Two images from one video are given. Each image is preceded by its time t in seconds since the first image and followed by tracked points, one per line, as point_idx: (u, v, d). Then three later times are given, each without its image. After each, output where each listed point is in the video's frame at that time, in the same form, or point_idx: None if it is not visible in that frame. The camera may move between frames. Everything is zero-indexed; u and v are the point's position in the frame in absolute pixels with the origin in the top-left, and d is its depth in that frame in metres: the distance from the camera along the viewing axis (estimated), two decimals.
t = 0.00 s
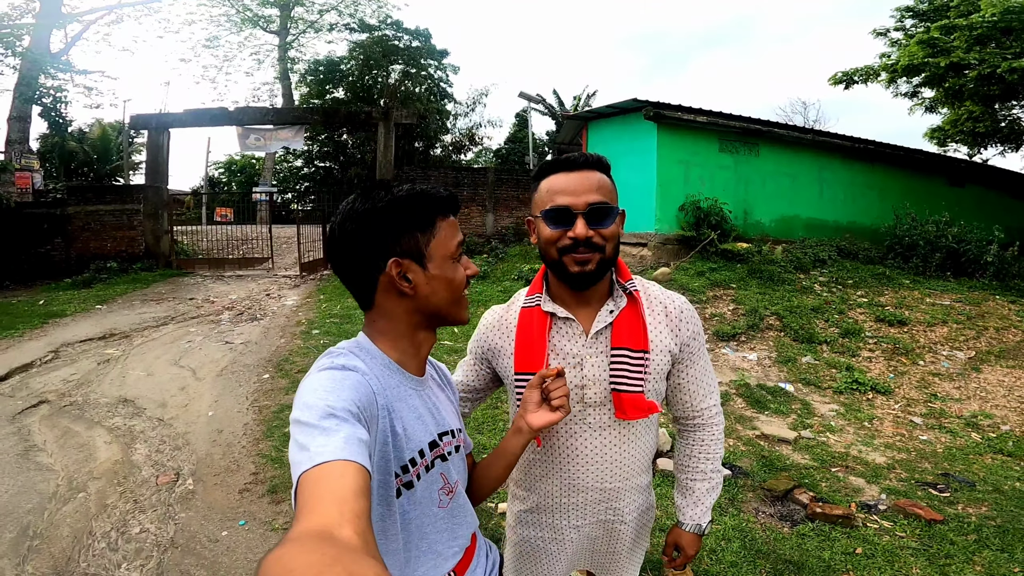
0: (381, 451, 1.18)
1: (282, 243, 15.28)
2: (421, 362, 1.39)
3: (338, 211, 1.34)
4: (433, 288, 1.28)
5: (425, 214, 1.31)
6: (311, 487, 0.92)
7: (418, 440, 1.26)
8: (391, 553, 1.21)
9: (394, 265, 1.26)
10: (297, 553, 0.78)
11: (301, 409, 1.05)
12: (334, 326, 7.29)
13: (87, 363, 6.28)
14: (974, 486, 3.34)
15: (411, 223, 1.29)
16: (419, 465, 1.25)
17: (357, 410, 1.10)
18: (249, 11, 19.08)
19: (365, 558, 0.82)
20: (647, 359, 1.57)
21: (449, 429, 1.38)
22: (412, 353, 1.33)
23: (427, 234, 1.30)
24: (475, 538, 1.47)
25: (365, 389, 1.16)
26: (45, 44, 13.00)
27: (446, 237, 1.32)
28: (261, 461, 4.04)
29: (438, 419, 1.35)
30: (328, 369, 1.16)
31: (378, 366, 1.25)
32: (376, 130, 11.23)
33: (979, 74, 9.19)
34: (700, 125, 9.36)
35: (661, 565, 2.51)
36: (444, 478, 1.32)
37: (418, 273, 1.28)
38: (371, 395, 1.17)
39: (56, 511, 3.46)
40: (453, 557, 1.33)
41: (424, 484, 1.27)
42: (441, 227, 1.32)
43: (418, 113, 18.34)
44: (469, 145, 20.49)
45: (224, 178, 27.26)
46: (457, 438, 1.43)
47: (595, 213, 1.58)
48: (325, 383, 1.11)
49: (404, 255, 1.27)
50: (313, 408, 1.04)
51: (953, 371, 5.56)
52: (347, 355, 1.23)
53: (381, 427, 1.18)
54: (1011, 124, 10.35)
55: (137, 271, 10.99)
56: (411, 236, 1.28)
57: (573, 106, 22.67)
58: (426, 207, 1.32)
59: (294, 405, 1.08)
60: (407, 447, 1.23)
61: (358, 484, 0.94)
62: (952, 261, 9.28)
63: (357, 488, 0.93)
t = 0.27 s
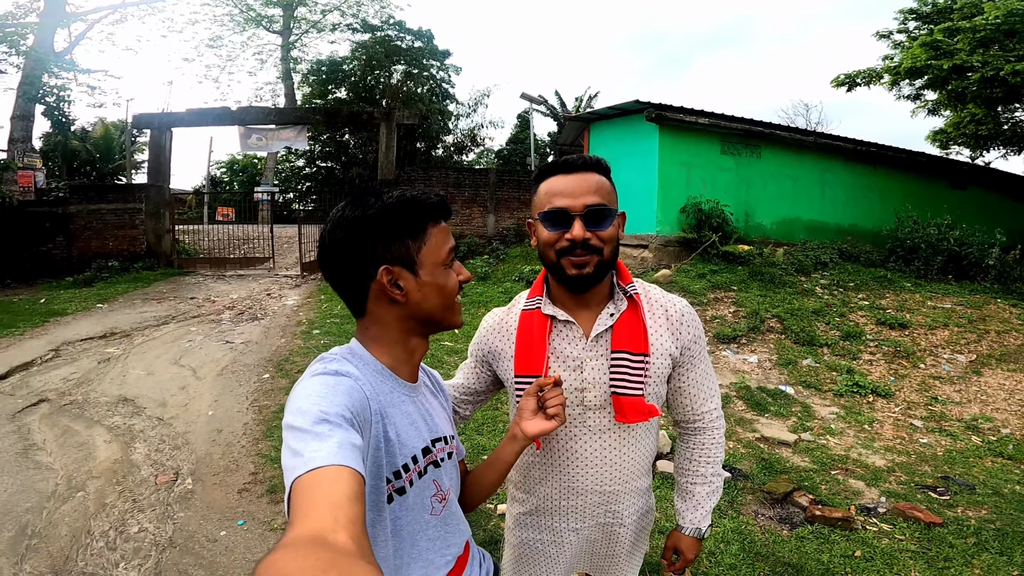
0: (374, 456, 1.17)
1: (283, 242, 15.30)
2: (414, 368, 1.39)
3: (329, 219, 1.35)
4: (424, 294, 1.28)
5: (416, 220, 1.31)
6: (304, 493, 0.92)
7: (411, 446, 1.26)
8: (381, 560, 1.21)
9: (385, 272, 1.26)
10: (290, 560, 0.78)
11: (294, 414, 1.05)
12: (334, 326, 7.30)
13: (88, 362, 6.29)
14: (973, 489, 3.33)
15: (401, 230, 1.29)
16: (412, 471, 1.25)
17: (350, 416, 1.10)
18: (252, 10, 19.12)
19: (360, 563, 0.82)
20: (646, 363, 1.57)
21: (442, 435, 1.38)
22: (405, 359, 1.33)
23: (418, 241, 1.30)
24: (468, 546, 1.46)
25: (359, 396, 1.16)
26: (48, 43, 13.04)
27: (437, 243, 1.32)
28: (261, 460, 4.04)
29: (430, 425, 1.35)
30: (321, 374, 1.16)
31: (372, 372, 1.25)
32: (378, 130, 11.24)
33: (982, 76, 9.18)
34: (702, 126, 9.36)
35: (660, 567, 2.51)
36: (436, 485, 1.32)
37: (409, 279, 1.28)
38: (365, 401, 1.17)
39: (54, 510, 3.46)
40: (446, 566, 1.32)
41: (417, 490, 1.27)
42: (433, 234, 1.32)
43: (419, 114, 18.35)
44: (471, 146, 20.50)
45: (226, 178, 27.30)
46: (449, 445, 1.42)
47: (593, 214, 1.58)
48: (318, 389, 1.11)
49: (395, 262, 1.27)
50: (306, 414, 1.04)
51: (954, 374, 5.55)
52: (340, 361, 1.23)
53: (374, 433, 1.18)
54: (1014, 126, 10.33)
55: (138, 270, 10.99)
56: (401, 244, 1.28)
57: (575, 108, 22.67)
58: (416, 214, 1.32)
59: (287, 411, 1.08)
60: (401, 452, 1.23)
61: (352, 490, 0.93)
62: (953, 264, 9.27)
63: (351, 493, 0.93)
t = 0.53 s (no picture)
0: (371, 454, 1.18)
1: (285, 241, 15.32)
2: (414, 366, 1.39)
3: (320, 221, 1.35)
4: (419, 291, 1.28)
5: (409, 218, 1.31)
6: (303, 489, 0.92)
7: (408, 444, 1.27)
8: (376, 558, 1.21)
9: (378, 271, 1.27)
10: (289, 554, 0.79)
11: (292, 410, 1.05)
12: (335, 324, 7.31)
13: (88, 359, 6.31)
14: (971, 491, 3.32)
15: (394, 229, 1.30)
16: (408, 469, 1.25)
17: (348, 412, 1.10)
18: (256, 10, 19.16)
19: (360, 558, 0.83)
20: (641, 360, 1.57)
21: (439, 434, 1.38)
22: (403, 357, 1.34)
23: (411, 239, 1.30)
24: (464, 548, 1.46)
25: (357, 392, 1.16)
26: (53, 41, 13.08)
27: (430, 240, 1.32)
28: (260, 458, 4.05)
29: (428, 424, 1.35)
30: (320, 371, 1.16)
31: (369, 370, 1.26)
32: (380, 129, 11.25)
33: (985, 79, 9.17)
34: (704, 128, 9.36)
35: (655, 566, 2.51)
36: (432, 484, 1.32)
37: (403, 277, 1.28)
38: (363, 398, 1.18)
39: (53, 506, 3.47)
40: (441, 566, 1.33)
41: (413, 489, 1.27)
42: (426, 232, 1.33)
43: (422, 113, 18.36)
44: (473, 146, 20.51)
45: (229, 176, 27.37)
46: (446, 444, 1.43)
47: (585, 210, 1.58)
48: (317, 385, 1.11)
49: (388, 260, 1.28)
50: (305, 410, 1.04)
51: (954, 377, 5.54)
52: (338, 357, 1.24)
53: (372, 429, 1.19)
54: (1017, 129, 10.30)
55: (140, 268, 10.99)
56: (395, 242, 1.28)
57: (577, 108, 22.68)
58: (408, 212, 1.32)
59: (285, 406, 1.08)
60: (397, 450, 1.24)
61: (351, 486, 0.94)
62: (955, 267, 9.26)
63: (351, 490, 0.93)
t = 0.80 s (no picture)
0: (375, 448, 1.18)
1: (287, 240, 15.36)
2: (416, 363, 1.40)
3: (324, 218, 1.36)
4: (420, 288, 1.29)
5: (411, 215, 1.32)
6: (308, 482, 0.93)
7: (411, 440, 1.27)
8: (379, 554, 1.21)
9: (380, 268, 1.27)
10: (295, 545, 0.80)
11: (297, 405, 1.06)
12: (336, 323, 7.32)
13: (91, 355, 6.34)
14: (970, 493, 3.32)
15: (396, 226, 1.30)
16: (411, 465, 1.25)
17: (353, 407, 1.11)
18: (260, 9, 19.20)
19: (366, 549, 0.83)
20: (637, 356, 1.58)
21: (441, 431, 1.39)
22: (404, 355, 1.34)
23: (412, 236, 1.30)
24: (466, 546, 1.46)
25: (361, 387, 1.17)
26: (59, 39, 13.14)
27: (431, 238, 1.33)
28: (260, 454, 4.07)
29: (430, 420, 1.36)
30: (325, 366, 1.17)
31: (372, 365, 1.26)
32: (383, 129, 11.27)
33: (990, 81, 9.14)
34: (707, 128, 9.36)
35: (652, 565, 2.51)
36: (435, 481, 1.32)
37: (405, 274, 1.29)
38: (367, 392, 1.18)
39: (54, 502, 3.49)
40: (443, 563, 1.33)
41: (416, 485, 1.27)
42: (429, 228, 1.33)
43: (425, 113, 18.38)
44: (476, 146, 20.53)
45: (232, 175, 27.45)
46: (449, 441, 1.43)
47: (578, 207, 1.59)
48: (322, 380, 1.12)
49: (389, 257, 1.29)
50: (310, 404, 1.05)
51: (955, 379, 5.53)
52: (342, 352, 1.25)
53: (376, 423, 1.19)
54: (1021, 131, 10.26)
55: (143, 265, 11.01)
56: (397, 238, 1.29)
57: (580, 109, 22.66)
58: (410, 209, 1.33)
59: (290, 401, 1.09)
60: (400, 445, 1.24)
61: (356, 479, 0.94)
62: (957, 269, 9.24)
63: (356, 483, 0.94)
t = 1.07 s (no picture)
0: (379, 445, 1.19)
1: (291, 239, 15.41)
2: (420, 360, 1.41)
3: (326, 216, 1.38)
4: (422, 283, 1.30)
5: (411, 212, 1.33)
6: (313, 481, 0.94)
7: (416, 437, 1.28)
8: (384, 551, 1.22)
9: (381, 264, 1.28)
10: (300, 544, 0.80)
11: (301, 404, 1.07)
12: (339, 321, 7.34)
13: (95, 352, 6.37)
14: (970, 495, 3.31)
15: (397, 223, 1.31)
16: (416, 462, 1.26)
17: (357, 404, 1.12)
18: (266, 8, 19.26)
19: (371, 547, 0.84)
20: (636, 354, 1.59)
21: (447, 428, 1.39)
22: (409, 351, 1.35)
23: (411, 233, 1.31)
24: (473, 544, 1.46)
25: (365, 385, 1.18)
26: (65, 38, 13.21)
27: (432, 234, 1.34)
28: (262, 452, 4.08)
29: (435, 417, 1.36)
30: (328, 365, 1.18)
31: (376, 362, 1.27)
32: (387, 128, 11.29)
33: (995, 83, 9.11)
34: (710, 129, 9.35)
35: (650, 564, 2.51)
36: (440, 478, 1.33)
37: (406, 270, 1.29)
38: (371, 390, 1.19)
39: (56, 498, 3.51)
40: (449, 561, 1.33)
41: (421, 482, 1.27)
42: (429, 225, 1.34)
43: (429, 113, 18.41)
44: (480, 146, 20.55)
45: (236, 174, 27.55)
46: (455, 438, 1.44)
47: (580, 208, 1.60)
48: (326, 378, 1.13)
49: (390, 254, 1.30)
50: (313, 403, 1.06)
51: (957, 382, 5.51)
52: (346, 350, 1.25)
53: (381, 421, 1.20)
54: None
55: (147, 263, 11.06)
56: (396, 237, 1.30)
57: (584, 110, 22.66)
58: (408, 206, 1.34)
59: (295, 400, 1.10)
60: (404, 443, 1.25)
61: (361, 477, 0.95)
62: (961, 272, 9.21)
63: (361, 481, 0.95)
